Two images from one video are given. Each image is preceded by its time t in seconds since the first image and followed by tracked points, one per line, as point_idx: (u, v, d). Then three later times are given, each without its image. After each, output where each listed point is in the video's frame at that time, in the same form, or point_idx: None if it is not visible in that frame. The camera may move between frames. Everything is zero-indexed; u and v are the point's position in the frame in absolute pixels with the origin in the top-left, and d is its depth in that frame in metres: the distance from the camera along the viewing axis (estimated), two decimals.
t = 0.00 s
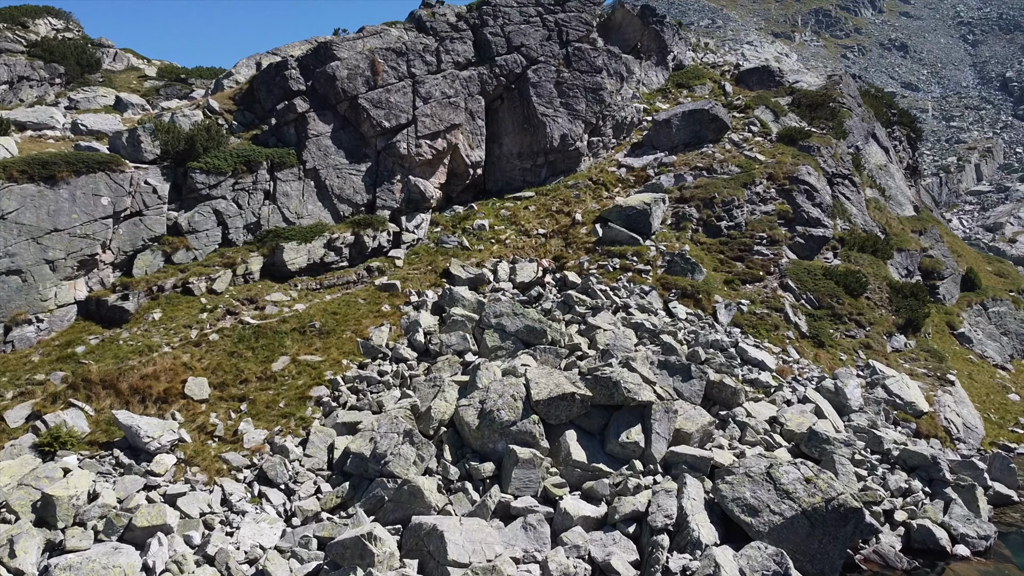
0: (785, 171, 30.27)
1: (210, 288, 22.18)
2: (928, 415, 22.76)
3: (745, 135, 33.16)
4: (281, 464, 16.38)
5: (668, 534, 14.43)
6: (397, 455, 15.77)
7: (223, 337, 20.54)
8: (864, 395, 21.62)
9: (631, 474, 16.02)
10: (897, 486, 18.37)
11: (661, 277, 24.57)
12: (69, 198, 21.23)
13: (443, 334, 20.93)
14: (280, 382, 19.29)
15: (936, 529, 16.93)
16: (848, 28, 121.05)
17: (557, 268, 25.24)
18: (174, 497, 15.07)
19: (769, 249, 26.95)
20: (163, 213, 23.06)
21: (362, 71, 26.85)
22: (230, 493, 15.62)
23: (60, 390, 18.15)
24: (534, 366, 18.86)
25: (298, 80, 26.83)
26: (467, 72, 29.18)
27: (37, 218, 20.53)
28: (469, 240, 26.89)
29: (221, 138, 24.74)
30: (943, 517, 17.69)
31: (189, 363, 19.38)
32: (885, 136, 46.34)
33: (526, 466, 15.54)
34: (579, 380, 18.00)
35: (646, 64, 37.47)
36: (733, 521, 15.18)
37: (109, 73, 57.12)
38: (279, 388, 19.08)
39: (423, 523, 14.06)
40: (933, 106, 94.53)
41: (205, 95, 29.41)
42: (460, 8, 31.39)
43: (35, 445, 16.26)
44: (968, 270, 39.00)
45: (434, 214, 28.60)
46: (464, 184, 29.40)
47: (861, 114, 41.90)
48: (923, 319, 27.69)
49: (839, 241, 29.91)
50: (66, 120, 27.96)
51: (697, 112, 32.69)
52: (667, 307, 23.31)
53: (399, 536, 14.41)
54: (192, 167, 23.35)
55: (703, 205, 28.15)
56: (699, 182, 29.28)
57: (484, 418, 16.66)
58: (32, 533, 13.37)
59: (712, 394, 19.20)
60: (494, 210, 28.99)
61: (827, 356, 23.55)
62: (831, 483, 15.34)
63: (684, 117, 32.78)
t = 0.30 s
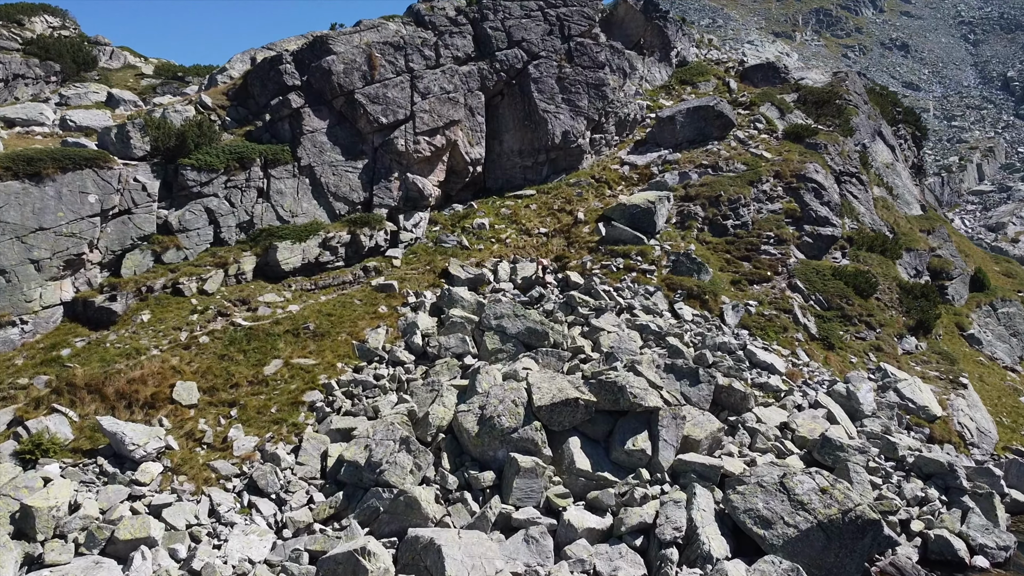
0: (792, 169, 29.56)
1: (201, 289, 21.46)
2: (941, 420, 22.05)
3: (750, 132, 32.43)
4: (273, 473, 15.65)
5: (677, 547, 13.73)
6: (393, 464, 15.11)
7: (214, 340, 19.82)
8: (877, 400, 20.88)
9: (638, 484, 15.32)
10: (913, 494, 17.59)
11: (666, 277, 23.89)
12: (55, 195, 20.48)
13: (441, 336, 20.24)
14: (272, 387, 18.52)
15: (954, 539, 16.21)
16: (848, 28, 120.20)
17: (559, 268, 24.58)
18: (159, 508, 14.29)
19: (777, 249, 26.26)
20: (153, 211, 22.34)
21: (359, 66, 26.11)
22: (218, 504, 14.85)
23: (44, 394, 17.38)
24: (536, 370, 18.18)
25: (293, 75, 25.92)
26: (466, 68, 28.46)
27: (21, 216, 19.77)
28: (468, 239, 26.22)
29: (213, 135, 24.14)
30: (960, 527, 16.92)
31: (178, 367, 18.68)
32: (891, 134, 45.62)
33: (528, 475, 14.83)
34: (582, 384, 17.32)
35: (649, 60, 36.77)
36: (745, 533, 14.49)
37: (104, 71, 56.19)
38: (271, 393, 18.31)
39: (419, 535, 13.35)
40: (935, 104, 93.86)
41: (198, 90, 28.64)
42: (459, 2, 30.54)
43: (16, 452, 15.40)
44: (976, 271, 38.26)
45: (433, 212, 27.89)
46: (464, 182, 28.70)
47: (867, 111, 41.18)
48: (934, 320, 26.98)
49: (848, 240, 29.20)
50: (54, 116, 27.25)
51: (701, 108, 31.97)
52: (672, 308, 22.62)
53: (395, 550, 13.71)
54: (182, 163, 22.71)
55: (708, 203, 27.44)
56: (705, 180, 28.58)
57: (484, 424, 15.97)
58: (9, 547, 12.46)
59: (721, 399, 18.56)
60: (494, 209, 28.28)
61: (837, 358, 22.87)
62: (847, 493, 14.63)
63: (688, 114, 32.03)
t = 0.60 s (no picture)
0: (800, 166, 28.82)
1: (191, 290, 20.70)
2: (956, 425, 21.27)
3: (756, 130, 31.68)
4: (262, 484, 14.84)
5: (688, 563, 12.97)
6: (389, 474, 14.35)
7: (203, 343, 19.04)
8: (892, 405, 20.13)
9: (645, 495, 14.56)
10: (931, 505, 16.53)
11: (672, 277, 23.19)
12: (39, 192, 19.63)
13: (440, 339, 19.48)
14: (264, 392, 17.71)
15: (975, 552, 15.03)
16: (850, 27, 119.32)
17: (562, 269, 23.88)
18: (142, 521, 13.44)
19: (785, 248, 25.52)
20: (142, 209, 21.45)
21: (355, 60, 25.26)
22: (205, 516, 14.02)
23: (25, 400, 16.57)
24: (538, 375, 17.45)
25: (288, 69, 25.20)
26: (466, 62, 27.66)
27: (4, 214, 18.92)
28: (468, 239, 25.50)
29: (204, 130, 23.17)
30: (981, 539, 15.71)
31: (166, 371, 17.92)
32: (897, 132, 44.87)
33: (531, 487, 14.07)
34: (587, 390, 16.57)
35: (652, 55, 36.04)
36: (759, 547, 13.73)
37: (101, 69, 55.20)
38: (262, 399, 17.51)
39: (416, 551, 12.59)
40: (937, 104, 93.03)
41: (191, 85, 27.83)
42: None
43: None
44: (985, 271, 37.48)
45: (431, 211, 27.09)
46: (463, 180, 27.94)
47: (874, 109, 40.44)
48: (947, 322, 26.23)
49: (857, 239, 28.47)
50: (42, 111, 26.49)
51: (707, 104, 31.21)
52: (679, 309, 21.90)
53: (390, 566, 12.95)
54: (172, 160, 21.90)
55: (715, 201, 26.70)
56: (711, 178, 27.84)
57: (484, 432, 15.22)
58: None
59: (731, 405, 17.85)
60: (494, 208, 27.56)
61: (849, 362, 22.17)
62: (866, 506, 13.89)
63: (693, 110, 31.22)
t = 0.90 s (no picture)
0: (808, 165, 28.07)
1: (180, 293, 19.92)
2: (972, 433, 20.44)
3: (763, 127, 30.90)
4: (251, 498, 14.02)
5: None
6: (384, 488, 13.56)
7: (192, 349, 18.26)
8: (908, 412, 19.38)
9: (654, 511, 13.80)
10: (951, 518, 15.61)
11: (678, 278, 22.44)
12: (22, 191, 18.86)
13: (438, 344, 18.70)
14: (254, 400, 16.93)
15: (998, 568, 14.03)
16: (851, 26, 118.42)
17: (564, 271, 23.16)
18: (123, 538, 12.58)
19: (795, 249, 24.76)
20: (129, 209, 20.66)
21: (351, 55, 24.39)
22: (189, 533, 13.17)
23: (3, 409, 15.74)
24: (541, 383, 16.68)
25: (282, 65, 24.37)
26: (466, 58, 26.83)
27: None
28: (468, 239, 24.76)
29: (194, 127, 22.38)
30: (1003, 553, 14.74)
31: (152, 378, 17.12)
32: (904, 131, 44.08)
33: (533, 502, 13.28)
34: (592, 398, 15.81)
35: (656, 52, 35.29)
36: (775, 567, 12.95)
37: (97, 67, 54.09)
38: (252, 407, 16.71)
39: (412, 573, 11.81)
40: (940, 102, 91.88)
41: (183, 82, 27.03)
42: None
43: None
44: (995, 272, 36.69)
45: (430, 211, 26.26)
46: (462, 179, 27.13)
47: (881, 107, 39.67)
48: (960, 325, 25.47)
49: (867, 240, 27.73)
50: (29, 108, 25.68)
51: (712, 102, 30.43)
52: (686, 313, 21.17)
53: None
54: (161, 158, 21.14)
55: (721, 201, 25.92)
56: (717, 177, 27.06)
57: (484, 443, 14.46)
58: None
59: (742, 414, 17.10)
60: (495, 207, 26.79)
61: (861, 367, 21.45)
62: (888, 522, 13.13)
63: (698, 107, 30.41)
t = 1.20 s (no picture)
0: (818, 165, 27.29)
1: (168, 299, 19.10)
2: (991, 443, 19.58)
3: (770, 126, 30.11)
4: (237, 517, 13.17)
5: None
6: (378, 507, 12.77)
7: (179, 357, 17.46)
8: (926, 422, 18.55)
9: (664, 531, 13.03)
10: (974, 535, 14.69)
11: (685, 283, 21.70)
12: (3, 192, 18.10)
13: (436, 352, 17.89)
14: (243, 412, 16.12)
15: None
16: (851, 26, 117.50)
17: (568, 274, 22.39)
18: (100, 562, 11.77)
19: (805, 252, 24.00)
20: (116, 211, 19.84)
21: (346, 51, 23.41)
22: (171, 555, 12.35)
23: None
24: (544, 394, 15.88)
25: (275, 61, 23.40)
26: (465, 55, 25.96)
27: None
28: (467, 242, 23.99)
29: (184, 126, 21.58)
30: None
31: (136, 388, 16.31)
32: (912, 130, 43.26)
33: (536, 523, 12.48)
34: (597, 410, 15.01)
35: (659, 50, 34.51)
36: None
37: (93, 66, 53.25)
38: (241, 419, 15.92)
39: None
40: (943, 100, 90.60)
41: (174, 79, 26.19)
42: None
43: None
44: (1006, 275, 35.83)
45: (428, 212, 25.44)
46: (462, 179, 26.32)
47: (889, 105, 38.87)
48: (975, 330, 24.68)
49: (878, 242, 26.96)
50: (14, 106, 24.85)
51: (718, 100, 29.59)
52: (694, 318, 20.41)
53: None
54: (148, 158, 20.34)
55: (729, 202, 25.11)
56: (724, 177, 26.25)
57: (484, 459, 13.67)
58: None
59: (754, 426, 16.35)
60: (495, 208, 26.02)
61: (875, 375, 20.73)
62: (913, 545, 12.41)
63: (704, 106, 29.59)
